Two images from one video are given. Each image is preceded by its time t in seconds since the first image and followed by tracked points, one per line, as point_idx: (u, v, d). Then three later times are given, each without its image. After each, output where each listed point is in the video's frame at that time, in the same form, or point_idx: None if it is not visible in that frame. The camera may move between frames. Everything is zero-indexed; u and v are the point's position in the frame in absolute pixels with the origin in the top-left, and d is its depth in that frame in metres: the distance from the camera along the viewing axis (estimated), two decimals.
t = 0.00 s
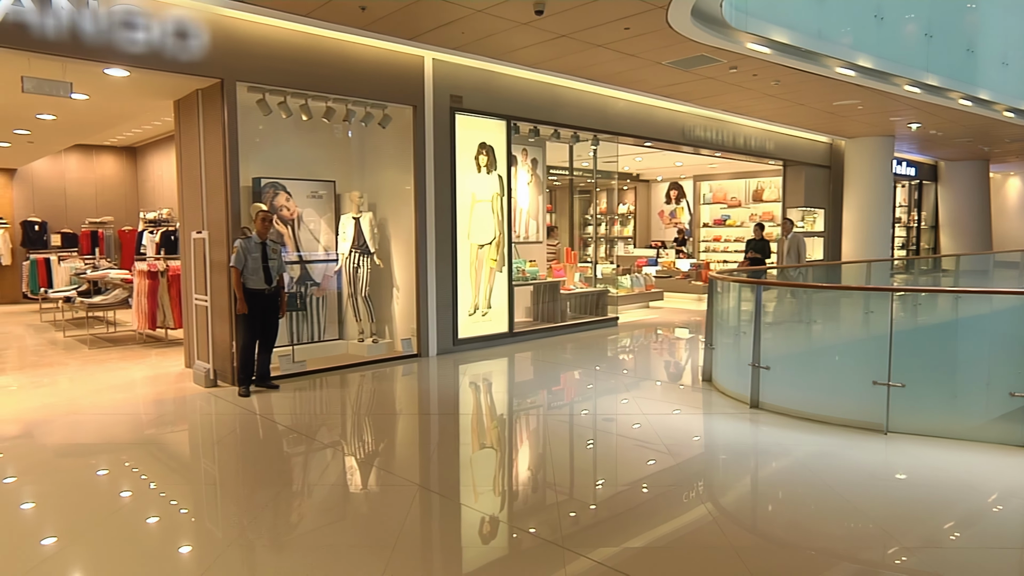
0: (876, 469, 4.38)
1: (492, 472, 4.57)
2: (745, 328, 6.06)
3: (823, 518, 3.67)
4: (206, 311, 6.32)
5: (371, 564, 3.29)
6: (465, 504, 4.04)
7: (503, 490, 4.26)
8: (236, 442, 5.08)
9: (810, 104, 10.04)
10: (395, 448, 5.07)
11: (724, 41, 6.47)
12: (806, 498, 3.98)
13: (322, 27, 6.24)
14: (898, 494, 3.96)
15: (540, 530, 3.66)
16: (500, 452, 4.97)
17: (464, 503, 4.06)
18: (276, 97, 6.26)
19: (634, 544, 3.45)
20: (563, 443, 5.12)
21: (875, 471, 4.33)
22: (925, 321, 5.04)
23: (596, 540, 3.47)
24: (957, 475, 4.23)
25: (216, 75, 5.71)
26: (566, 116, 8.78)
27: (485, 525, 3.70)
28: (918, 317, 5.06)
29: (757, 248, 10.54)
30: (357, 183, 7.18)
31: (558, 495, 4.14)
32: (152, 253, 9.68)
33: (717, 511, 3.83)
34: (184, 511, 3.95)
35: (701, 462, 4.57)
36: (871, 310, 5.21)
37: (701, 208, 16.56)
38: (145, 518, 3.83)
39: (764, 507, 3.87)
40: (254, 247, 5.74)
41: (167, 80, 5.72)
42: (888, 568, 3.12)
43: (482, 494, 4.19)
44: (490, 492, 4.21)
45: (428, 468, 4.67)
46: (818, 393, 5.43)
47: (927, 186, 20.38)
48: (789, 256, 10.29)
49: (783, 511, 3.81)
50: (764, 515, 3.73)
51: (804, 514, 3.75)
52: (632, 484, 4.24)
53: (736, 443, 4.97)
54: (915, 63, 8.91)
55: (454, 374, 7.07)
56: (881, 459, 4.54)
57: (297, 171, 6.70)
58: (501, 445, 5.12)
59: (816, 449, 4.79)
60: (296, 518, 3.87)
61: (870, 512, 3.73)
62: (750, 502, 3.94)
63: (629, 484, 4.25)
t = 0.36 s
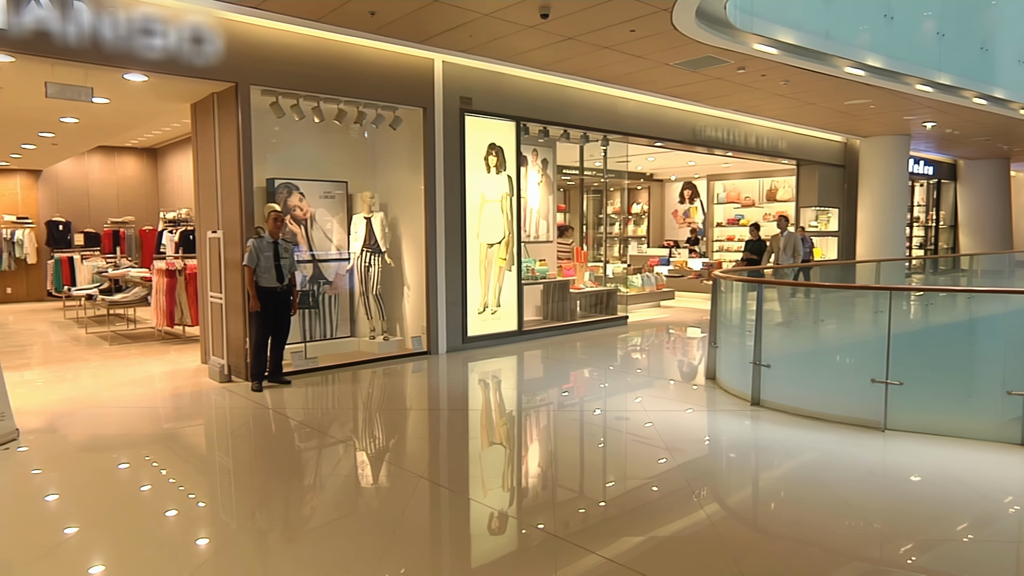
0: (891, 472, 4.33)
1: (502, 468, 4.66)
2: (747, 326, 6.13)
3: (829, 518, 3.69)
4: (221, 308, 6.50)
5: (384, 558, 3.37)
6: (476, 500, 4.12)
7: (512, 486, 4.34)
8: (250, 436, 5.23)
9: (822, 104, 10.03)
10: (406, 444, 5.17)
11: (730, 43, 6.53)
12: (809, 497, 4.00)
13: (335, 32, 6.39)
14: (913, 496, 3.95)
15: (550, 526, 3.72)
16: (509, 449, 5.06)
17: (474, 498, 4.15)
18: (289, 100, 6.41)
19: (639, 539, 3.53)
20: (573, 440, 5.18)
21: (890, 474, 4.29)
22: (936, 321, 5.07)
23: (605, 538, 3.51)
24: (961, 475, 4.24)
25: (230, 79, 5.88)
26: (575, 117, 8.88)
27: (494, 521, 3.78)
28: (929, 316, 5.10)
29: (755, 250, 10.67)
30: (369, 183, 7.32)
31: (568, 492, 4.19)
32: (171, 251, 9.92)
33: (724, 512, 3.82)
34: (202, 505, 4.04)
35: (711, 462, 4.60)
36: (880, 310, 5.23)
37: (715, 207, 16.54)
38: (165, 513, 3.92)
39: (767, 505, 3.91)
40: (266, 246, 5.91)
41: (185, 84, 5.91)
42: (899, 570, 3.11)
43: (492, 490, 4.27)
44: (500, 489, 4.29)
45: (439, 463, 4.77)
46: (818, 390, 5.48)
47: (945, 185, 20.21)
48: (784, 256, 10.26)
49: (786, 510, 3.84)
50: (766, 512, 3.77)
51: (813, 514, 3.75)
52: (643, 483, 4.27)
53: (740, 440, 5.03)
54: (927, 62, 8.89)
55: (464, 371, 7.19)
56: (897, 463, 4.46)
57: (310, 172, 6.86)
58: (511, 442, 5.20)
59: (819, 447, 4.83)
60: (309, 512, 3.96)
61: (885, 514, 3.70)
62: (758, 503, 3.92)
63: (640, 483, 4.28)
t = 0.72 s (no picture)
0: (896, 473, 4.30)
1: (504, 465, 4.71)
2: (745, 325, 6.16)
3: (824, 515, 3.73)
4: (229, 306, 6.66)
5: (390, 552, 3.43)
6: (479, 495, 4.17)
7: (515, 483, 4.38)
8: (256, 431, 5.36)
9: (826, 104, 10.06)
10: (411, 441, 5.25)
11: (729, 44, 6.59)
12: (806, 494, 4.04)
13: (339, 36, 6.52)
14: (920, 494, 3.95)
15: (553, 522, 3.77)
16: (512, 446, 5.12)
17: (477, 495, 4.21)
18: (294, 102, 6.56)
19: (642, 535, 3.57)
20: (576, 438, 5.23)
21: (896, 473, 4.28)
22: (939, 321, 5.10)
23: (610, 535, 3.54)
24: (961, 475, 4.24)
25: (237, 83, 6.02)
26: (578, 118, 8.96)
27: (497, 516, 3.84)
28: (931, 317, 5.13)
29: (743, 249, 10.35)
30: (374, 184, 7.45)
31: (572, 490, 4.23)
32: (181, 251, 10.11)
33: (726, 512, 3.82)
34: (211, 501, 4.10)
35: (717, 461, 4.61)
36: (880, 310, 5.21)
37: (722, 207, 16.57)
38: (175, 508, 4.00)
39: (761, 501, 3.95)
40: (271, 246, 6.04)
41: (193, 88, 6.06)
42: (901, 568, 3.12)
43: (494, 487, 4.33)
44: (502, 485, 4.34)
45: (442, 459, 4.85)
46: (810, 388, 5.54)
47: (955, 184, 20.10)
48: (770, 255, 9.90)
49: (783, 507, 3.87)
50: (761, 509, 3.82)
51: (811, 513, 3.77)
52: (648, 482, 4.29)
53: (736, 437, 5.09)
54: (929, 62, 8.89)
55: (468, 369, 7.29)
56: (906, 463, 4.44)
57: (316, 174, 6.99)
58: (514, 439, 5.27)
59: (812, 442, 4.89)
60: (314, 507, 4.04)
61: (882, 511, 3.72)
62: (756, 501, 3.95)
63: (645, 481, 4.30)
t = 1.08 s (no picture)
0: (902, 473, 4.28)
1: (506, 462, 4.76)
2: (739, 324, 6.24)
3: (819, 512, 3.78)
4: (235, 303, 6.81)
5: (398, 546, 3.48)
6: (483, 492, 4.20)
7: (517, 479, 4.44)
8: (261, 426, 5.49)
9: (830, 104, 10.08)
10: (414, 437, 5.33)
11: (728, 46, 6.66)
12: (799, 491, 4.09)
13: (344, 38, 6.65)
14: (926, 493, 3.95)
15: (555, 516, 3.84)
16: (513, 442, 5.20)
17: (479, 490, 4.26)
18: (300, 104, 6.69)
19: (645, 532, 3.59)
20: (579, 435, 5.28)
21: (905, 473, 4.27)
22: (942, 320, 5.08)
23: (612, 532, 3.56)
24: (958, 473, 4.26)
25: (244, 85, 6.17)
26: (581, 118, 9.05)
27: (499, 511, 3.90)
28: (933, 316, 5.12)
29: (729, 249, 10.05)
30: (380, 184, 7.58)
31: (576, 487, 4.27)
32: (191, 250, 10.28)
33: (725, 511, 3.84)
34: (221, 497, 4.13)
35: (721, 460, 4.61)
36: (879, 310, 5.24)
37: (729, 207, 16.58)
38: (185, 501, 4.07)
39: (756, 497, 4.00)
40: (276, 244, 6.17)
41: (201, 89, 6.21)
42: (903, 566, 3.14)
43: (497, 482, 4.39)
44: (505, 482, 4.39)
45: (445, 455, 4.92)
46: (803, 385, 5.61)
47: (965, 185, 20.01)
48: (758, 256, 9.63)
49: (778, 504, 3.91)
50: (756, 505, 3.87)
51: (807, 509, 3.81)
52: (652, 479, 4.33)
53: (732, 434, 5.16)
54: (933, 63, 8.90)
55: (470, 366, 7.41)
56: (914, 463, 4.43)
57: (322, 173, 7.12)
58: (515, 436, 5.35)
59: (800, 439, 4.99)
60: (318, 501, 4.10)
61: (884, 510, 3.75)
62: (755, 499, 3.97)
63: (649, 479, 4.34)
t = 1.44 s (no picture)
0: (906, 474, 4.29)
1: (506, 460, 4.79)
2: (733, 323, 6.34)
3: (812, 508, 3.85)
4: (240, 301, 6.95)
5: (406, 541, 3.52)
6: (484, 488, 4.25)
7: (518, 476, 4.48)
8: (265, 421, 5.61)
9: (831, 105, 10.11)
10: (416, 433, 5.42)
11: (725, 48, 6.74)
12: (797, 489, 4.12)
13: (346, 41, 6.77)
14: (930, 494, 3.97)
15: (556, 510, 3.90)
16: (513, 439, 5.27)
17: (480, 487, 4.30)
18: (303, 105, 6.83)
19: (649, 530, 3.61)
20: (581, 433, 5.32)
21: (910, 473, 4.29)
22: (931, 320, 5.17)
23: (611, 530, 3.58)
24: (958, 473, 4.30)
25: (248, 87, 6.30)
26: (583, 119, 9.14)
27: (500, 506, 3.95)
28: (933, 317, 5.16)
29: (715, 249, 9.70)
30: (383, 184, 7.75)
31: (577, 485, 4.29)
32: (198, 249, 10.45)
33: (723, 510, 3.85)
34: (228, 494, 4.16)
35: (724, 460, 4.62)
36: (879, 309, 5.29)
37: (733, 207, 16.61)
38: (194, 496, 4.11)
39: (751, 493, 4.05)
40: (279, 243, 6.31)
41: (207, 92, 6.35)
42: (905, 565, 3.16)
43: (498, 479, 4.42)
44: (506, 478, 4.43)
45: (447, 452, 4.98)
46: (795, 383, 5.70)
47: (972, 185, 19.93)
48: (740, 255, 9.42)
49: (772, 502, 3.95)
50: (750, 502, 3.92)
51: (803, 507, 3.86)
52: (654, 478, 4.36)
53: (725, 431, 5.24)
54: (933, 64, 8.94)
55: (471, 364, 7.52)
56: (918, 463, 4.45)
57: (325, 173, 7.27)
58: (515, 433, 5.41)
59: (789, 436, 5.08)
60: (321, 496, 4.14)
61: (887, 509, 3.78)
62: (752, 500, 3.97)
63: (652, 478, 4.37)
